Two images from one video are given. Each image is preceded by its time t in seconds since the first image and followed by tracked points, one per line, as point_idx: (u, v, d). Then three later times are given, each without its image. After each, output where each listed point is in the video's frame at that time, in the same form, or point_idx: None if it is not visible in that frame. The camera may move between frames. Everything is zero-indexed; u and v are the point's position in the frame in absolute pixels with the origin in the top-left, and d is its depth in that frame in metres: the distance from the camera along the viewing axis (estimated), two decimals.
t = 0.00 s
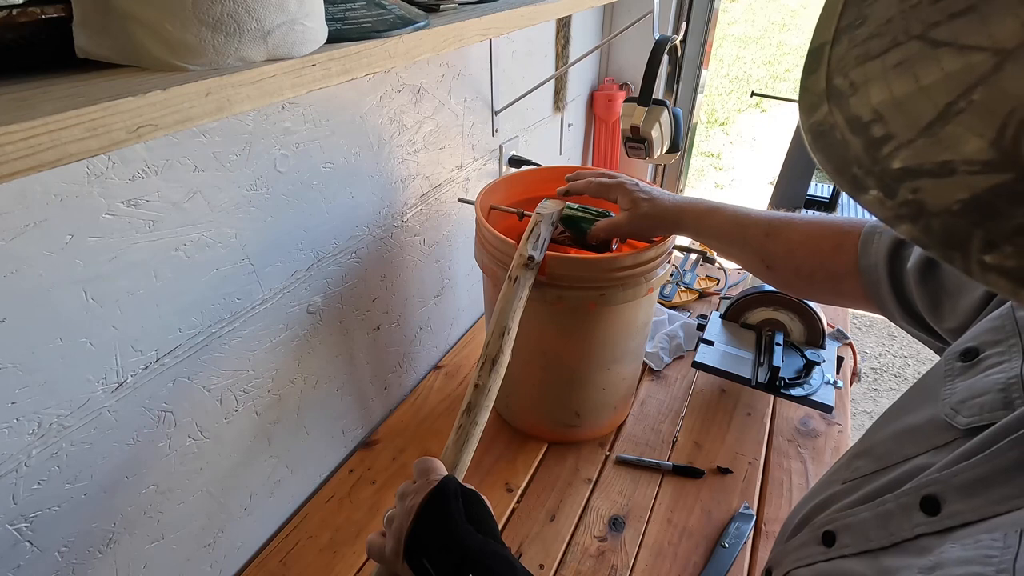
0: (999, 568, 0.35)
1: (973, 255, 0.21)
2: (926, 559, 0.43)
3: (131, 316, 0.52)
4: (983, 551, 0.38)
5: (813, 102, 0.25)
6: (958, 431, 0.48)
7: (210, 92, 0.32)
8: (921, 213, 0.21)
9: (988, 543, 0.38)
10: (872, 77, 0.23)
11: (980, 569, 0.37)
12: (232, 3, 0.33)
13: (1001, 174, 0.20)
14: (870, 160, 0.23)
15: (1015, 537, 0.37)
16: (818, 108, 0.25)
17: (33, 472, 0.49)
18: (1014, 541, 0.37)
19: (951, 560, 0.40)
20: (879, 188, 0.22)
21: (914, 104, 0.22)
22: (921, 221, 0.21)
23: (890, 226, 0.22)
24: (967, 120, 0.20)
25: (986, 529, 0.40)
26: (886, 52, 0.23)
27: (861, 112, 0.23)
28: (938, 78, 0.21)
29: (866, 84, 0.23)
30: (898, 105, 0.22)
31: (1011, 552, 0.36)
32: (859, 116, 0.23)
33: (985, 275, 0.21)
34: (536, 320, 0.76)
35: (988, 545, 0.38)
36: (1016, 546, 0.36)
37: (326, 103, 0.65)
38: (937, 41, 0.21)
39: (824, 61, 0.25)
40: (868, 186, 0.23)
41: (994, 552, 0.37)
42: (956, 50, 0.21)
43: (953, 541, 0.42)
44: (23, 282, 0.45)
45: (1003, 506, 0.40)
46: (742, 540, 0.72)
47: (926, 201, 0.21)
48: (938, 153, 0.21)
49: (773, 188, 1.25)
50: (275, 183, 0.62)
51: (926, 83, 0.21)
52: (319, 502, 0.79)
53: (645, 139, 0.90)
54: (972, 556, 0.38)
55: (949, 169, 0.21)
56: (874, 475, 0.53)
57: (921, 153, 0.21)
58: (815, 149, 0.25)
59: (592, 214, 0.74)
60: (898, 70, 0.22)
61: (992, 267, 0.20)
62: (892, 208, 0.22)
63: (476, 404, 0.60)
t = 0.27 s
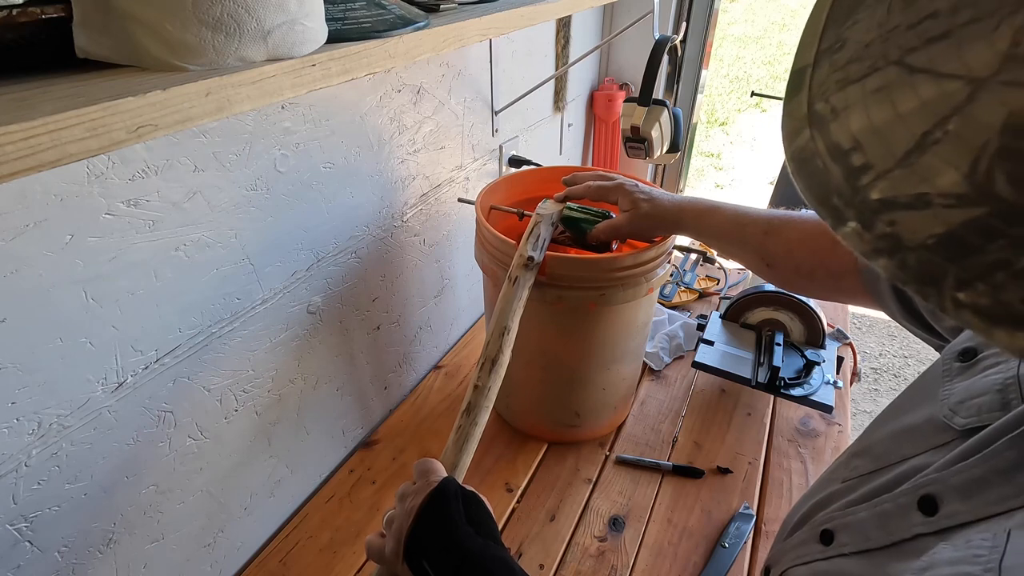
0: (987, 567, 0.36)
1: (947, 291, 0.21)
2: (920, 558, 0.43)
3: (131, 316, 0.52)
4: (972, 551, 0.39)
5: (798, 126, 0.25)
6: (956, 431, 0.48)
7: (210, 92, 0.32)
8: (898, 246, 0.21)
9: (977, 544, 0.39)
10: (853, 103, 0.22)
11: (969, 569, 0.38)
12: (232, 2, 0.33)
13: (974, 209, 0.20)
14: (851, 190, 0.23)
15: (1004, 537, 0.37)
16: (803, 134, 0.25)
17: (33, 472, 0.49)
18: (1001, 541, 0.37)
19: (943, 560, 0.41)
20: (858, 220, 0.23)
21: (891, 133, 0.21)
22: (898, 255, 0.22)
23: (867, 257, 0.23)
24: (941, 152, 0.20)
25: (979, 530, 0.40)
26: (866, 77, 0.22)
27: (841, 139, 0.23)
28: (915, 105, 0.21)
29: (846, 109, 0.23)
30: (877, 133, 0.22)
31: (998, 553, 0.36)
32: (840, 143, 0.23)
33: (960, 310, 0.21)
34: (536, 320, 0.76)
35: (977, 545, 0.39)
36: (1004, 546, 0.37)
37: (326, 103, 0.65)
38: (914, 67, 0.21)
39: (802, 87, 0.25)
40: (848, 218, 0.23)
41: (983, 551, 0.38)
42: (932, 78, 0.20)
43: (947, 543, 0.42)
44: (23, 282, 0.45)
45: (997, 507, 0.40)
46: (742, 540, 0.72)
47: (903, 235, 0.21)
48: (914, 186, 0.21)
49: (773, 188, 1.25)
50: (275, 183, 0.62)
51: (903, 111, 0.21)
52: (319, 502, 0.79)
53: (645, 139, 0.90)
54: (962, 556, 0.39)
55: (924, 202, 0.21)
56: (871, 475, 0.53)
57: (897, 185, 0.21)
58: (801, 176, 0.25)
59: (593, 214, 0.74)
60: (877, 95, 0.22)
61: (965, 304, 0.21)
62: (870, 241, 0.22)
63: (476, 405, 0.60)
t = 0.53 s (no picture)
0: (978, 565, 0.36)
1: (900, 287, 0.22)
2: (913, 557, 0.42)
3: (131, 316, 0.52)
4: (965, 548, 0.38)
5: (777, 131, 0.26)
6: (951, 430, 0.48)
7: (210, 92, 0.32)
8: (858, 245, 0.23)
9: (970, 541, 0.39)
10: (826, 109, 0.24)
11: (960, 566, 0.37)
12: (232, 2, 0.33)
13: (930, 210, 0.21)
14: (820, 193, 0.24)
15: (996, 534, 0.37)
16: (780, 139, 0.26)
17: (33, 472, 0.49)
18: (994, 538, 0.37)
19: (934, 558, 0.40)
20: (824, 222, 0.24)
21: (860, 138, 0.23)
22: (857, 254, 0.23)
23: (830, 258, 0.24)
24: (902, 156, 0.21)
25: (970, 527, 0.40)
26: (839, 85, 0.24)
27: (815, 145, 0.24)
28: (882, 111, 0.22)
29: (821, 114, 0.24)
30: (845, 138, 0.23)
31: (989, 549, 0.36)
32: (813, 148, 0.24)
33: (910, 304, 0.22)
34: (536, 320, 0.76)
35: (969, 543, 0.38)
36: (996, 542, 0.36)
37: (326, 103, 0.65)
38: (884, 74, 0.22)
39: (784, 92, 0.26)
40: (816, 220, 0.24)
41: (975, 549, 0.37)
42: (899, 84, 0.22)
43: (940, 540, 0.42)
44: (23, 282, 0.45)
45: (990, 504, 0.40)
46: (742, 540, 0.72)
47: (863, 234, 0.23)
48: (877, 188, 0.22)
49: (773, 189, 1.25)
50: (275, 183, 0.62)
51: (871, 117, 0.22)
52: (319, 503, 0.79)
53: (645, 139, 0.90)
54: (954, 553, 0.38)
55: (884, 204, 0.22)
56: (866, 474, 0.53)
57: (862, 187, 0.23)
58: (776, 180, 0.26)
59: (592, 215, 0.74)
60: (850, 102, 0.23)
61: (914, 298, 0.22)
62: (835, 241, 0.24)
63: (476, 408, 0.60)
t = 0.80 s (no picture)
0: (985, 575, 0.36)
1: (900, 360, 0.24)
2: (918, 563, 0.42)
3: (131, 316, 0.52)
4: (970, 557, 0.39)
5: (770, 171, 0.28)
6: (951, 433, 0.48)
7: (210, 92, 0.32)
8: (857, 308, 0.24)
9: (975, 550, 0.39)
10: (820, 148, 0.25)
11: None
12: (232, 2, 0.33)
13: (927, 271, 0.22)
14: (817, 244, 0.26)
15: (1003, 542, 0.37)
16: (773, 180, 0.28)
17: (32, 472, 0.49)
18: (999, 546, 0.37)
19: (940, 566, 0.40)
20: (821, 279, 0.25)
21: (856, 186, 0.24)
22: (856, 319, 0.24)
23: (828, 317, 0.25)
24: (899, 209, 0.23)
25: (973, 534, 0.40)
26: (831, 123, 0.25)
27: (809, 189, 0.26)
28: (876, 155, 0.24)
29: (815, 154, 0.26)
30: (841, 185, 0.25)
31: (996, 558, 0.36)
32: (808, 192, 0.26)
33: (910, 380, 0.24)
34: (536, 320, 0.76)
35: (974, 551, 0.38)
36: (1002, 551, 0.36)
37: (326, 102, 0.65)
38: (876, 113, 0.24)
39: (776, 125, 0.28)
40: (812, 276, 0.26)
41: (980, 557, 0.38)
42: (892, 126, 0.23)
43: (943, 547, 0.41)
44: (23, 282, 0.45)
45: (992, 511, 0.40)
46: (742, 540, 0.72)
47: (861, 295, 0.24)
48: (874, 245, 0.24)
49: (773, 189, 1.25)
50: (275, 183, 0.62)
51: (865, 161, 0.24)
52: (319, 503, 0.79)
53: (645, 139, 0.90)
54: (959, 562, 0.39)
55: (882, 261, 0.24)
56: (868, 477, 0.53)
57: (859, 243, 0.24)
58: (770, 226, 0.28)
59: (592, 214, 0.74)
60: (842, 143, 0.25)
61: (915, 373, 0.23)
62: (833, 300, 0.25)
63: (476, 408, 0.60)
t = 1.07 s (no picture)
0: None
1: (890, 428, 0.22)
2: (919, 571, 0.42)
3: (131, 315, 0.52)
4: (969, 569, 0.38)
5: (759, 209, 0.27)
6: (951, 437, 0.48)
7: (210, 92, 0.32)
8: (848, 368, 0.23)
9: (975, 562, 0.38)
10: (808, 187, 0.25)
11: None
12: (232, 2, 0.33)
13: (916, 330, 0.21)
14: (806, 293, 0.25)
15: (1001, 555, 0.37)
16: (762, 219, 0.27)
17: (32, 471, 0.49)
18: (999, 558, 0.37)
19: None
20: (811, 333, 0.24)
21: (843, 228, 0.24)
22: (846, 378, 0.23)
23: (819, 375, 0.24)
24: (888, 259, 0.22)
25: (973, 545, 0.40)
26: (819, 159, 0.25)
27: (798, 231, 0.25)
28: (864, 199, 0.23)
29: (802, 191, 0.25)
30: (830, 229, 0.24)
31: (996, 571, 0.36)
32: (797, 235, 0.25)
33: (901, 452, 0.22)
34: (536, 320, 0.76)
35: (974, 563, 0.38)
36: (1002, 564, 0.36)
37: (326, 102, 0.65)
38: (864, 151, 0.23)
39: (765, 158, 0.27)
40: (802, 329, 0.25)
41: (980, 569, 0.38)
42: (880, 165, 0.23)
43: (944, 558, 0.41)
44: (23, 283, 0.45)
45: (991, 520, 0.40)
46: (742, 540, 0.72)
47: (851, 352, 0.23)
48: (863, 296, 0.23)
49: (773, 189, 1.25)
50: (275, 183, 0.62)
51: (854, 204, 0.24)
52: (319, 503, 0.79)
53: (645, 139, 0.90)
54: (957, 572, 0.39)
55: (871, 316, 0.23)
56: (869, 482, 0.54)
57: (848, 293, 0.23)
58: (758, 266, 0.27)
59: (593, 214, 0.74)
60: (829, 181, 0.25)
61: (907, 444, 0.22)
62: (822, 357, 0.24)
63: (477, 410, 0.60)
